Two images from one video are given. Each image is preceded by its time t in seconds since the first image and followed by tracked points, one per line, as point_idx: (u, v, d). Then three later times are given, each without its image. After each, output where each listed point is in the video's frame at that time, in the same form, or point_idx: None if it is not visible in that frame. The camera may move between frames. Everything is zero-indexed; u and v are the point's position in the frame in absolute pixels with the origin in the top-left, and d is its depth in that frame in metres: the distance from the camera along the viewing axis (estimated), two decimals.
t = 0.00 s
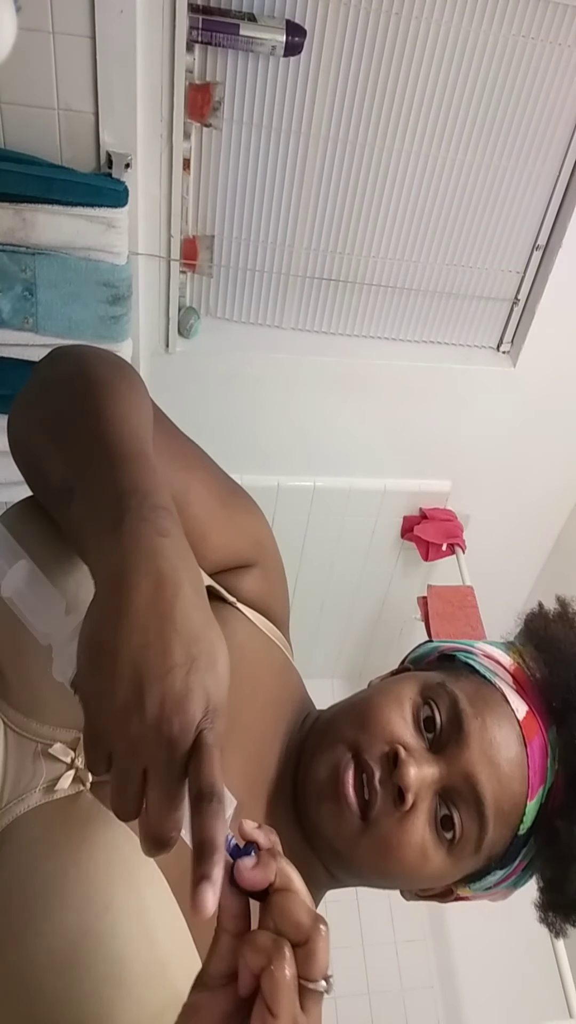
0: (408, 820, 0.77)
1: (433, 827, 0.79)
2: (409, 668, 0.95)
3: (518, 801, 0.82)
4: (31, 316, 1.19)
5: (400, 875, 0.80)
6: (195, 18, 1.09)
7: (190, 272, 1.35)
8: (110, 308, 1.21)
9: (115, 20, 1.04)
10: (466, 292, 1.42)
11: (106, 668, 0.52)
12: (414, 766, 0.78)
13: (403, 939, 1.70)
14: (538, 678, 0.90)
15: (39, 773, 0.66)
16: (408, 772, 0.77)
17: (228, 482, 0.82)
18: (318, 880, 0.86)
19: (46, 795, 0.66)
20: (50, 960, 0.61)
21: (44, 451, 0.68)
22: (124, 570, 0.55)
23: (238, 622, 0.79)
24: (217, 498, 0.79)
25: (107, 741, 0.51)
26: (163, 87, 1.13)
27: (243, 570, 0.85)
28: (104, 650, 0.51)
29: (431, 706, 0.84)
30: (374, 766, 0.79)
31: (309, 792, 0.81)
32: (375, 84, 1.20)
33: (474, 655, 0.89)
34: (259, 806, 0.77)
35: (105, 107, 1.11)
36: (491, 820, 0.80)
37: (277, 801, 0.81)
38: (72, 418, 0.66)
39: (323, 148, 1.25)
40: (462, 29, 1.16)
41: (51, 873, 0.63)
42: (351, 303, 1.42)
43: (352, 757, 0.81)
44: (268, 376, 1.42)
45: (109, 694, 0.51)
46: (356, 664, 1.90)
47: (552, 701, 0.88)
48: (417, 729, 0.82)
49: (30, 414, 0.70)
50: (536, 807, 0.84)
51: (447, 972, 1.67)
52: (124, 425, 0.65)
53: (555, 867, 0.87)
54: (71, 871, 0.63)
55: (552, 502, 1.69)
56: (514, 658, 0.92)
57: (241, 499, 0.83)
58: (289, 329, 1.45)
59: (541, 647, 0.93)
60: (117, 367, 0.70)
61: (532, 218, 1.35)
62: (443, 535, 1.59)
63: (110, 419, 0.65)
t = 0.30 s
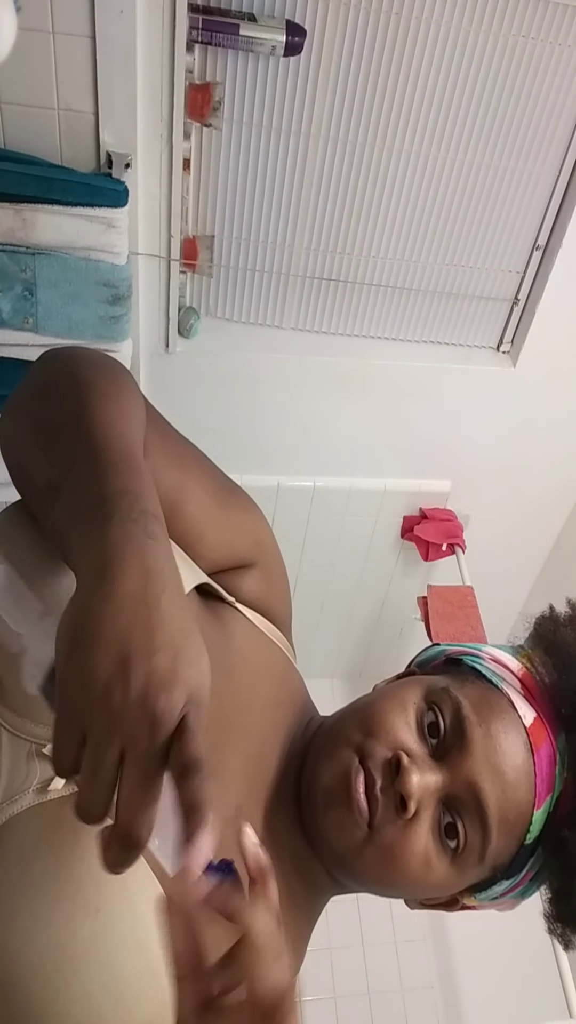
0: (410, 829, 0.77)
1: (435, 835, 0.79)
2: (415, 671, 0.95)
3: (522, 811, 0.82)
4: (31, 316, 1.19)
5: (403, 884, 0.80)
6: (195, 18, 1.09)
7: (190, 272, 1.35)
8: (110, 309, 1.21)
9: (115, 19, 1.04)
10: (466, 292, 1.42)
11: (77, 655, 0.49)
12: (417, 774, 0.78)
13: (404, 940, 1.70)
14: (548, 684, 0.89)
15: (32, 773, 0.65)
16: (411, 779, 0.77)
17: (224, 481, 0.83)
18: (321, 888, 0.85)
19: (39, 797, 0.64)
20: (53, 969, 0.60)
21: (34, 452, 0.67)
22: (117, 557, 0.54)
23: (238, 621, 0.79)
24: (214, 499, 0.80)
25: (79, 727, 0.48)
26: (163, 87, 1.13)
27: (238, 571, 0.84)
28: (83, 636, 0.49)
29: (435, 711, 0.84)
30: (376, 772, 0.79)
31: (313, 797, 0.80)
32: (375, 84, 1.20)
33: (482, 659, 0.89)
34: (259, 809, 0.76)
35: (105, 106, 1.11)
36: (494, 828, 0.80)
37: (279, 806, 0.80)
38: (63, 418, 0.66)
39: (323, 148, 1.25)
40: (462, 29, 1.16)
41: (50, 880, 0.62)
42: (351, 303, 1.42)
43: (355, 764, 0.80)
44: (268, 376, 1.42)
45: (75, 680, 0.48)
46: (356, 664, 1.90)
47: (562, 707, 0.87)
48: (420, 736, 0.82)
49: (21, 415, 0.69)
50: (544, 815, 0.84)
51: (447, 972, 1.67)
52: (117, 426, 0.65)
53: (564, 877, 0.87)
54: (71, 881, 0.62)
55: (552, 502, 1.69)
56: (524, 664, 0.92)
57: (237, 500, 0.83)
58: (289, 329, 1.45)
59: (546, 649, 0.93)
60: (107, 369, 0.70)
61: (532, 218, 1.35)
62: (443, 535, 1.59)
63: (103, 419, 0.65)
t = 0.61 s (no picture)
0: (412, 835, 0.76)
1: (438, 841, 0.78)
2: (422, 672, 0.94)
3: (529, 817, 0.81)
4: (31, 316, 1.19)
5: (405, 891, 0.79)
6: (195, 18, 1.09)
7: (190, 272, 1.35)
8: (110, 309, 1.21)
9: (115, 19, 1.04)
10: (466, 292, 1.42)
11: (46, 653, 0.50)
12: (419, 778, 0.77)
13: (404, 940, 1.70)
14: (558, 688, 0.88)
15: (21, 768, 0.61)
16: (412, 783, 0.76)
17: (222, 476, 0.82)
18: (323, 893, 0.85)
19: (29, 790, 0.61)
20: (52, 973, 0.59)
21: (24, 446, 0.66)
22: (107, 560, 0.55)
23: (238, 619, 0.79)
24: (213, 497, 0.80)
25: (48, 729, 0.49)
26: (163, 87, 1.13)
27: (234, 568, 0.85)
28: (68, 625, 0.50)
29: (439, 713, 0.83)
30: (376, 773, 0.78)
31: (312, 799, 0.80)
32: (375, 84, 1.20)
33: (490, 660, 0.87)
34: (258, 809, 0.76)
35: (105, 106, 1.11)
36: (498, 834, 0.79)
37: (281, 808, 0.80)
38: (58, 413, 0.65)
39: (323, 148, 1.25)
40: (462, 29, 1.16)
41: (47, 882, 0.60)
42: (351, 303, 1.42)
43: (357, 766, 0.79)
44: (268, 376, 1.42)
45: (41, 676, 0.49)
46: (356, 664, 1.90)
47: (572, 711, 0.86)
48: (423, 738, 0.81)
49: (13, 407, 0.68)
50: (552, 824, 0.83)
51: (446, 971, 1.67)
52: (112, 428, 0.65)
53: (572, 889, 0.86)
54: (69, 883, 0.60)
55: (552, 502, 1.69)
56: (534, 666, 0.90)
57: (235, 497, 0.83)
58: (289, 329, 1.45)
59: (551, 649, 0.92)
60: (100, 360, 0.70)
61: (532, 218, 1.35)
62: (443, 535, 1.59)
63: (98, 419, 0.65)
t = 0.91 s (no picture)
0: (417, 831, 0.76)
1: (444, 838, 0.77)
2: (429, 664, 0.93)
3: (539, 815, 0.80)
4: (31, 316, 1.20)
5: (412, 888, 0.78)
6: (195, 18, 1.09)
7: (190, 272, 1.35)
8: (110, 308, 1.21)
9: (115, 20, 1.05)
10: (467, 292, 1.42)
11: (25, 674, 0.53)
12: (425, 773, 0.76)
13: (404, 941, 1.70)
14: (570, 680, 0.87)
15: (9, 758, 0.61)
16: (418, 779, 0.76)
17: (216, 461, 0.83)
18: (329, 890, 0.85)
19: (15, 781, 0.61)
20: (42, 969, 0.57)
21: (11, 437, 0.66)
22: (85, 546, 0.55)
23: (234, 608, 0.79)
24: (210, 486, 0.80)
25: (43, 744, 0.53)
26: (163, 87, 1.13)
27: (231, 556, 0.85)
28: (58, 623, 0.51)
29: (446, 705, 0.82)
30: (380, 767, 0.78)
31: (318, 794, 0.80)
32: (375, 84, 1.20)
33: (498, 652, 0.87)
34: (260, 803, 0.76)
35: (105, 106, 1.11)
36: (506, 832, 0.78)
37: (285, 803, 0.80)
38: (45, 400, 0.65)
39: (323, 148, 1.25)
40: (462, 29, 1.16)
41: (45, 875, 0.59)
42: (351, 303, 1.42)
43: (363, 759, 0.79)
44: (268, 376, 1.42)
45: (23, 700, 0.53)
46: (356, 664, 1.90)
47: None
48: (429, 732, 0.81)
49: None
50: (563, 820, 0.82)
51: (447, 972, 1.67)
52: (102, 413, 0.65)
53: None
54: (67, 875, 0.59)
55: (552, 501, 1.69)
56: (545, 658, 0.89)
57: (231, 483, 0.83)
58: (289, 329, 1.45)
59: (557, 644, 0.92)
60: (84, 344, 0.70)
61: (532, 218, 1.35)
62: (443, 535, 1.59)
63: (86, 403, 0.65)
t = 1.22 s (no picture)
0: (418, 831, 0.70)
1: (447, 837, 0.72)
2: (433, 654, 0.91)
3: (544, 814, 0.74)
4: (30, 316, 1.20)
5: (415, 885, 0.74)
6: (195, 18, 1.09)
7: (190, 272, 1.35)
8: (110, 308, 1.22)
9: (115, 20, 1.05)
10: (467, 291, 1.42)
11: None
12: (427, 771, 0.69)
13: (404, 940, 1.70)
14: None
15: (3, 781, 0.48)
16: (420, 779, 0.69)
17: (226, 450, 0.75)
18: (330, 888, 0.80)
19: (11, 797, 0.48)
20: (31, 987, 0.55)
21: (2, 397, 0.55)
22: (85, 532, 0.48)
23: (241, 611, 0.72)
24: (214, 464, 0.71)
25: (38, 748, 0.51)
26: (163, 87, 1.13)
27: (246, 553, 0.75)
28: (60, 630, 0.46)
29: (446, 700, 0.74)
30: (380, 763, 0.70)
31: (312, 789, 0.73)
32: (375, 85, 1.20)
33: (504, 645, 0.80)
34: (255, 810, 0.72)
35: (105, 106, 1.12)
36: (510, 832, 0.73)
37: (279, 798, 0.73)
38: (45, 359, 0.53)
39: (323, 148, 1.25)
40: (462, 29, 1.16)
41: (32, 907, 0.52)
42: (351, 302, 1.42)
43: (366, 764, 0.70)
44: (268, 377, 1.42)
45: None
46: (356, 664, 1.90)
47: None
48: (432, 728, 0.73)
49: None
50: (569, 819, 0.76)
51: (446, 972, 1.67)
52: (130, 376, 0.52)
53: None
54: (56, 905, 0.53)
55: (552, 501, 1.69)
56: (552, 650, 0.81)
57: (240, 468, 0.75)
58: (289, 329, 1.45)
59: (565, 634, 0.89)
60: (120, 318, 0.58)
61: (532, 217, 1.35)
62: (443, 535, 1.59)
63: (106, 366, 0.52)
